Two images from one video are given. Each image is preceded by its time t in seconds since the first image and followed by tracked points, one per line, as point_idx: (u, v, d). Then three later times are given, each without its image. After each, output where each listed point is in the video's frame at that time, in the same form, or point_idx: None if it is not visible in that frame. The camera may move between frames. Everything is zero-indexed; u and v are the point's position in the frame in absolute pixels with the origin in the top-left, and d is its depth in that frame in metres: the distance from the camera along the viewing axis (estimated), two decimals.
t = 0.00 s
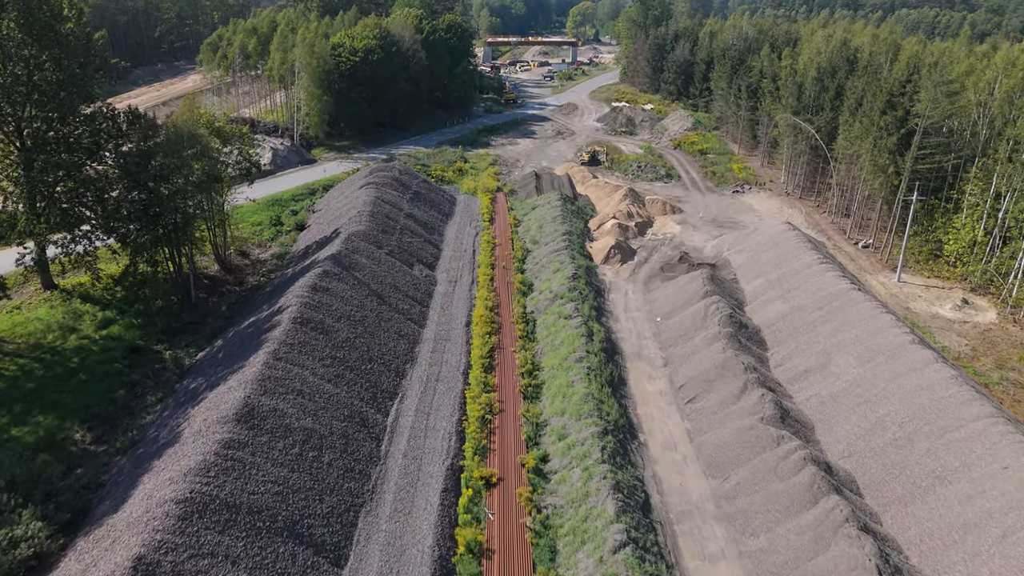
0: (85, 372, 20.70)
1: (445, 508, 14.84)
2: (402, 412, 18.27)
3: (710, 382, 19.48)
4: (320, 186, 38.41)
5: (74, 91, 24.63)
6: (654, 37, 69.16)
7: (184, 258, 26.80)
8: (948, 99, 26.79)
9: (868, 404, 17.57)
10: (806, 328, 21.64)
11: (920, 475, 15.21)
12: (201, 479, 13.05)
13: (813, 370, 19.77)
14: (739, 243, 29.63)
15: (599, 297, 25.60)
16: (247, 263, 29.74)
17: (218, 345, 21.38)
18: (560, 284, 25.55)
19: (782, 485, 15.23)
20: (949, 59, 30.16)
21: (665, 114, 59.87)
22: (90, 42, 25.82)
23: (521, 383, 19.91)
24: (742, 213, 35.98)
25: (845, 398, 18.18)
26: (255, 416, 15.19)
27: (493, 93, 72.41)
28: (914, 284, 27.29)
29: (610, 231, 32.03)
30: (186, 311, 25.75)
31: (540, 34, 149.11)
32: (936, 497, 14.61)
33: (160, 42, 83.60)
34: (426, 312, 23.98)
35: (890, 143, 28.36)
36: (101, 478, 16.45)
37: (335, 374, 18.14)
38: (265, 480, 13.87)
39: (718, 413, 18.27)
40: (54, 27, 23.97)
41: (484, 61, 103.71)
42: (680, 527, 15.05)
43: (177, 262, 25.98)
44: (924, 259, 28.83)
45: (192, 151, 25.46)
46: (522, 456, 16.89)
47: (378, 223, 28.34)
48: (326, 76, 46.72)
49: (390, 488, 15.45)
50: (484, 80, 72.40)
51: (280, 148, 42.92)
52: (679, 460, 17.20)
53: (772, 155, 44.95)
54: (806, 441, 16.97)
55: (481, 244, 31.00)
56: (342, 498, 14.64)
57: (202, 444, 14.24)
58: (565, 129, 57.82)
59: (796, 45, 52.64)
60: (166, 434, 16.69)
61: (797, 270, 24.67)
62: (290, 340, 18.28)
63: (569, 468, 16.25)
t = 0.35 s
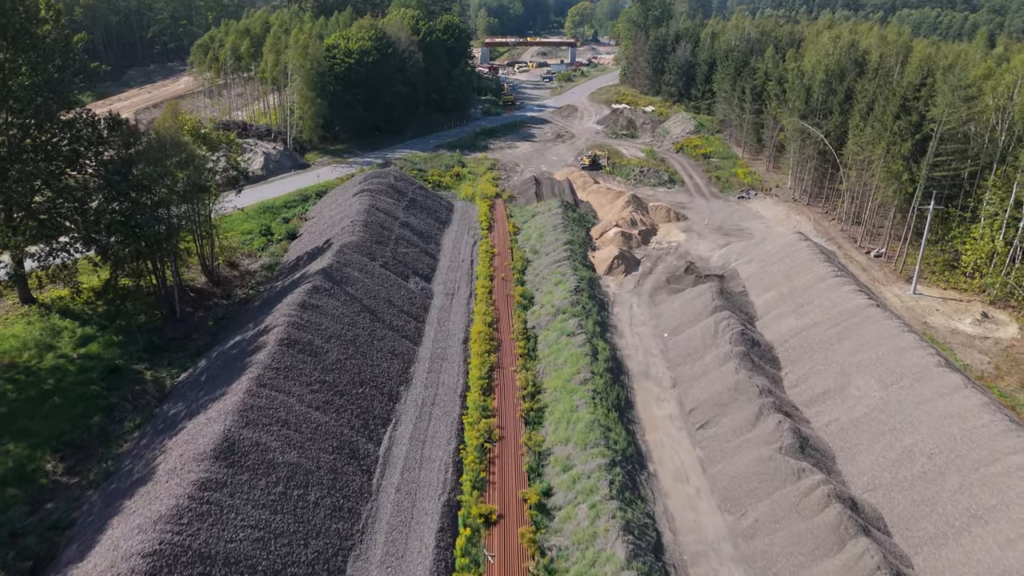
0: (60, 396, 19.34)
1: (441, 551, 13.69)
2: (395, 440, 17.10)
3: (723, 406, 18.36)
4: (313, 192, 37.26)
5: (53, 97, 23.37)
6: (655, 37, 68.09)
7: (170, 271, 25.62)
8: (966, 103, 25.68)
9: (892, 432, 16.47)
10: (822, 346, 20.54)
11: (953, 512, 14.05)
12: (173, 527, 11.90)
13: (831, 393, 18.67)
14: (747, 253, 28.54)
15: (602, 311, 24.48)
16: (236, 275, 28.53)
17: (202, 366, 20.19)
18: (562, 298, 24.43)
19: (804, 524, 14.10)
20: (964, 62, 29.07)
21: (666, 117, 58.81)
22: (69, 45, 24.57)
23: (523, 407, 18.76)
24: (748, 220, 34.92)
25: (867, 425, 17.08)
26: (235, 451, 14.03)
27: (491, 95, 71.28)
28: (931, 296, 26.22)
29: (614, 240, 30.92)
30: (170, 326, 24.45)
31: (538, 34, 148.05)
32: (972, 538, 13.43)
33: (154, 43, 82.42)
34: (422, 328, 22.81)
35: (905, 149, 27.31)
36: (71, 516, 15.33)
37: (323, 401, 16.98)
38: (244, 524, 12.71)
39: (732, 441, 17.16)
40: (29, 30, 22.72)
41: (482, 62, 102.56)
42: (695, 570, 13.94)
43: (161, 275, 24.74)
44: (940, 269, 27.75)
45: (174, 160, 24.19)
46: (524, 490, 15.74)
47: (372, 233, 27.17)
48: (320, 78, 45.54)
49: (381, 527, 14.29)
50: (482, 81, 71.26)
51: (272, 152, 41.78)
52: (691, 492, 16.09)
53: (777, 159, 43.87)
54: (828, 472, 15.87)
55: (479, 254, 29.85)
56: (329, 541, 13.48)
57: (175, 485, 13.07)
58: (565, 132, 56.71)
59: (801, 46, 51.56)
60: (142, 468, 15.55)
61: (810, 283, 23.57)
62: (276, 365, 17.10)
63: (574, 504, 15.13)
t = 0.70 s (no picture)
0: (31, 423, 18.15)
1: None
2: (387, 472, 15.96)
3: (737, 433, 17.26)
4: (306, 199, 36.10)
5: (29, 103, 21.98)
6: (655, 38, 67.03)
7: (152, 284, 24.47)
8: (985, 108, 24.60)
9: (920, 464, 15.37)
10: (839, 366, 19.45)
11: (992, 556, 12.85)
12: None
13: (851, 419, 17.58)
14: (755, 264, 27.47)
15: (606, 327, 23.36)
16: (223, 287, 27.39)
17: (182, 390, 19.01)
18: (563, 312, 23.31)
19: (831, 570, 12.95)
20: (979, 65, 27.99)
21: (667, 119, 57.73)
22: (44, 47, 23.26)
23: (524, 433, 17.64)
24: (754, 228, 33.86)
25: (893, 455, 15.96)
26: (210, 493, 12.89)
27: (489, 97, 70.18)
28: (948, 309, 25.20)
29: (617, 249, 29.82)
30: (152, 344, 23.30)
31: (536, 35, 147.10)
32: None
33: (147, 44, 81.17)
34: (417, 347, 21.66)
35: (919, 155, 26.26)
36: (34, 560, 14.15)
37: (309, 431, 15.83)
38: None
39: (748, 472, 16.07)
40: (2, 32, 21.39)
41: (480, 63, 101.50)
42: None
43: (143, 289, 23.58)
44: (956, 279, 26.64)
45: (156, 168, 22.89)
46: (526, 529, 14.61)
47: (364, 243, 26.02)
48: (312, 81, 44.37)
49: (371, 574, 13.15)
50: (479, 82, 70.18)
51: (264, 157, 40.62)
52: (706, 530, 14.97)
53: (783, 163, 42.81)
54: (852, 510, 14.74)
55: (477, 265, 28.69)
56: None
57: (143, 534, 11.94)
58: (564, 135, 55.62)
59: (805, 47, 50.52)
60: (112, 508, 14.38)
61: (824, 298, 22.49)
62: (258, 393, 15.95)
63: (580, 545, 14.01)
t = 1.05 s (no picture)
0: None
1: None
2: (377, 510, 14.80)
3: (752, 464, 16.17)
4: (296, 206, 34.95)
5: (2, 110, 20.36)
6: (654, 39, 65.96)
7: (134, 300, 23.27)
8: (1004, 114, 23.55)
9: (950, 501, 14.26)
10: (858, 389, 18.38)
11: None
12: None
13: (873, 448, 16.52)
14: (764, 275, 26.41)
15: (609, 344, 22.25)
16: (208, 301, 26.25)
17: (159, 417, 17.81)
18: (565, 329, 22.19)
19: None
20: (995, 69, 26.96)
21: (667, 122, 56.69)
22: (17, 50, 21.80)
23: (524, 464, 16.51)
24: (760, 236, 32.80)
25: (920, 490, 14.87)
26: (180, 544, 11.75)
27: (486, 98, 69.07)
28: (966, 323, 24.23)
29: (619, 259, 28.76)
30: (131, 364, 22.21)
31: (533, 35, 146.05)
32: None
33: (138, 44, 79.80)
34: (410, 367, 20.50)
35: (934, 162, 25.22)
36: None
37: (293, 465, 14.68)
38: None
39: (766, 508, 14.98)
40: None
41: (476, 64, 100.34)
42: None
43: (122, 306, 22.38)
44: (973, 291, 25.69)
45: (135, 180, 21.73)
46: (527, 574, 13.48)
47: (356, 255, 24.83)
48: (304, 85, 43.20)
49: None
50: (476, 84, 69.05)
51: (254, 162, 39.52)
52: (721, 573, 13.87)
53: (787, 168, 41.78)
54: (880, 552, 13.65)
55: (474, 276, 27.54)
56: None
57: None
58: (562, 138, 54.55)
59: (808, 49, 49.50)
60: (77, 554, 13.18)
61: (838, 313, 21.42)
62: (238, 424, 14.79)
63: None
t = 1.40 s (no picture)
0: None
1: None
2: (367, 553, 13.64)
3: (770, 498, 15.07)
4: (287, 214, 33.84)
5: None
6: (654, 41, 64.92)
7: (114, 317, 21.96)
8: None
9: (987, 543, 13.13)
10: (880, 413, 17.29)
11: None
12: None
13: (899, 480, 15.44)
14: (773, 288, 25.35)
15: (614, 362, 21.14)
16: (193, 315, 25.04)
17: (133, 447, 16.60)
18: (567, 346, 21.06)
19: None
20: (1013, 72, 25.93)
21: (668, 124, 55.64)
22: None
23: (525, 498, 15.37)
24: (767, 245, 31.73)
25: (954, 529, 13.76)
26: None
27: (483, 100, 67.93)
28: (986, 339, 23.22)
29: (622, 270, 27.70)
30: (108, 386, 20.88)
31: (530, 36, 144.91)
32: None
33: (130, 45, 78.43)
34: (404, 389, 19.35)
35: (951, 170, 24.17)
36: None
37: (275, 506, 13.52)
38: None
39: (787, 550, 13.88)
40: None
41: (473, 65, 99.14)
42: None
43: (100, 324, 21.07)
44: (991, 304, 24.58)
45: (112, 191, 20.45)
46: None
47: (347, 267, 23.64)
48: (296, 87, 41.98)
49: None
50: (473, 86, 67.92)
51: (245, 168, 38.40)
52: None
53: (793, 173, 40.74)
54: None
55: (471, 289, 26.39)
56: None
57: None
58: (561, 141, 53.48)
59: (811, 50, 48.52)
60: None
61: (855, 331, 20.35)
62: (215, 461, 13.64)
63: None
